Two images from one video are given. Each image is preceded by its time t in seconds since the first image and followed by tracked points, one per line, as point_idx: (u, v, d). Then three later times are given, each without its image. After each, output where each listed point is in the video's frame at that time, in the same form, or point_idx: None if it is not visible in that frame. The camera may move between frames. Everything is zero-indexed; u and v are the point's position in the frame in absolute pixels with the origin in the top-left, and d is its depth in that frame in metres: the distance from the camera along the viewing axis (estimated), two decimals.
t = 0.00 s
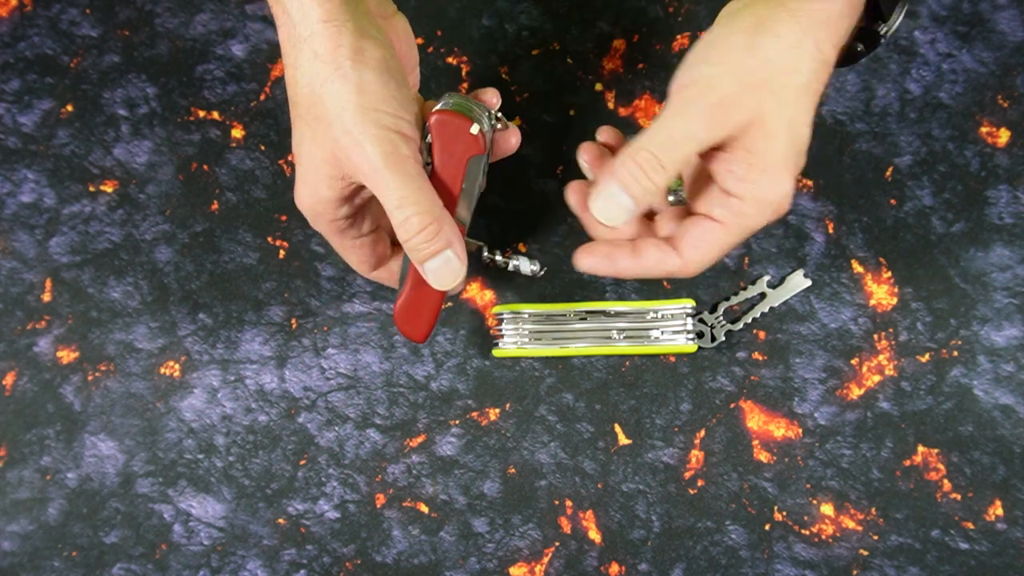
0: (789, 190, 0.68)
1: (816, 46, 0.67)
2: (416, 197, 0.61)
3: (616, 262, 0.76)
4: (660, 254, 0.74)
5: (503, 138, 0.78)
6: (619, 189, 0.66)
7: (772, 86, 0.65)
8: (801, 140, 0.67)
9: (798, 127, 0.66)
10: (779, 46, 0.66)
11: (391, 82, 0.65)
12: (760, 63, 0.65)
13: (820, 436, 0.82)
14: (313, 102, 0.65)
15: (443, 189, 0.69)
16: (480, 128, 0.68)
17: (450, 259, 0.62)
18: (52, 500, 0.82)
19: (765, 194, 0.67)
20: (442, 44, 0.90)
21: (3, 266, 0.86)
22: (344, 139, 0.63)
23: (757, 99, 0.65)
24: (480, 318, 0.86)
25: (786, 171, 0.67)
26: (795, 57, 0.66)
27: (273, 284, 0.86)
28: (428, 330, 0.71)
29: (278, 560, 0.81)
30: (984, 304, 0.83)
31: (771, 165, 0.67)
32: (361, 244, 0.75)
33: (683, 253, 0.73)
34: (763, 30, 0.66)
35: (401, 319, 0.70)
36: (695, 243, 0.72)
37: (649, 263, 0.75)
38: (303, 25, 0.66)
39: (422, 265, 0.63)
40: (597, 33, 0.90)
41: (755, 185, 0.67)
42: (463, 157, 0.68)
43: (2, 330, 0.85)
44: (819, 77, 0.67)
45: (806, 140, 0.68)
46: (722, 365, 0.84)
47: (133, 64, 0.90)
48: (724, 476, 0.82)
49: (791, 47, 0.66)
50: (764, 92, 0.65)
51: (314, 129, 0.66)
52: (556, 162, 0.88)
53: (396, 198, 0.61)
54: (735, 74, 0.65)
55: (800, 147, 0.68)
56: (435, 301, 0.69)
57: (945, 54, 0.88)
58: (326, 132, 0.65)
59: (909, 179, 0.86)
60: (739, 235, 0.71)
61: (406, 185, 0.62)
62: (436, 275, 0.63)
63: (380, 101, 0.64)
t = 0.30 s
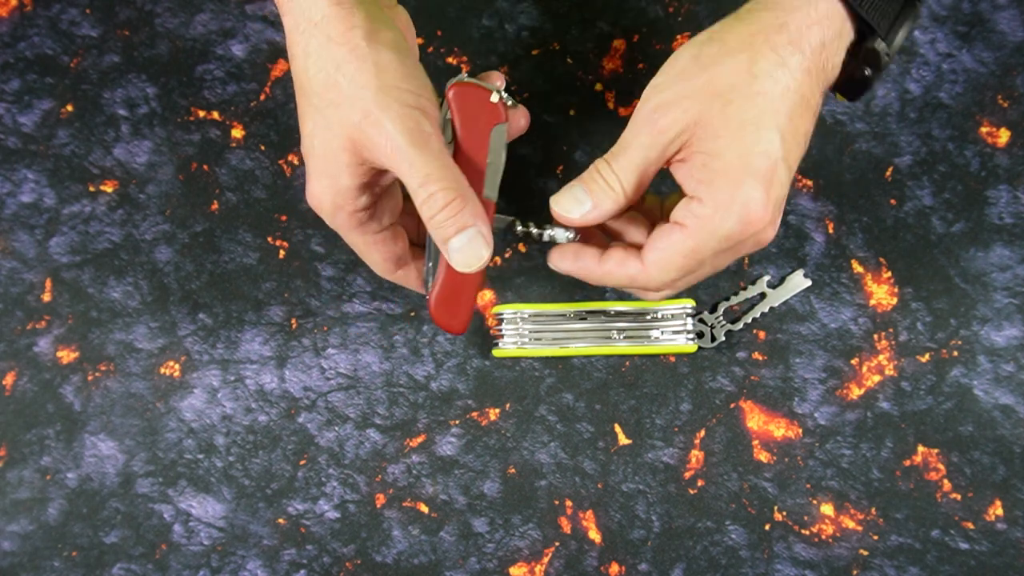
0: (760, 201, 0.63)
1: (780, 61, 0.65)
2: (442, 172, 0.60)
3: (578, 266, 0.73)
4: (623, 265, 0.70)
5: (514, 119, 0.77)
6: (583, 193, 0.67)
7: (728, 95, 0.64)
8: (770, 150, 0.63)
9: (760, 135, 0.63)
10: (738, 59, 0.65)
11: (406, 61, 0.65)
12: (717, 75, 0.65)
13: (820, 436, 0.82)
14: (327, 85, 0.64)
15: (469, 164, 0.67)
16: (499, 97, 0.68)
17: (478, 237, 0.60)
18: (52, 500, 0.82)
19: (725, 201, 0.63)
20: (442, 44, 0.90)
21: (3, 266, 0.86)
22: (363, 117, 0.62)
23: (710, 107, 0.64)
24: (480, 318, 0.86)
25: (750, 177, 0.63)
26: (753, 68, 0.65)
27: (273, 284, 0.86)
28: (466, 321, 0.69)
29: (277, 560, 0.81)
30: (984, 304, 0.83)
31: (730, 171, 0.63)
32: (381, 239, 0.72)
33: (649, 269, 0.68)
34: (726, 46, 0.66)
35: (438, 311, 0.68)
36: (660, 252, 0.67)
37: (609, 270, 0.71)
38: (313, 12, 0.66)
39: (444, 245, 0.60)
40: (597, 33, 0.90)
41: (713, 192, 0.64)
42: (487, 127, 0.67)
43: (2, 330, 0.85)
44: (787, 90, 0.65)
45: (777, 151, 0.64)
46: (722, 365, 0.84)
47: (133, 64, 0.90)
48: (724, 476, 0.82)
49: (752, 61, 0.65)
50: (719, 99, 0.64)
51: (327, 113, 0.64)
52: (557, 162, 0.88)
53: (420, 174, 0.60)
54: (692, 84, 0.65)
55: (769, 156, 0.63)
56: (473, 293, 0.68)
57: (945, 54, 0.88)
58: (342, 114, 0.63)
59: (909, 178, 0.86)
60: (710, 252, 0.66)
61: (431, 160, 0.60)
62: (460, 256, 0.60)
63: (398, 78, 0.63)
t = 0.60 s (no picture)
0: (750, 230, 0.58)
1: (779, 91, 0.62)
2: (448, 179, 0.59)
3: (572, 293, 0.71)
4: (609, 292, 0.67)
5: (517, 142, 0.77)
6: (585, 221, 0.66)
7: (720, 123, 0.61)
8: (763, 180, 0.59)
9: (754, 164, 0.59)
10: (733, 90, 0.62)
11: (408, 66, 0.65)
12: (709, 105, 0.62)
13: (820, 436, 0.82)
14: (326, 90, 0.63)
15: (478, 175, 0.68)
16: (510, 106, 0.69)
17: (487, 247, 0.58)
18: (52, 500, 0.82)
19: (710, 230, 0.59)
20: (442, 44, 0.90)
21: (3, 266, 0.86)
22: (365, 122, 0.61)
23: (699, 135, 0.61)
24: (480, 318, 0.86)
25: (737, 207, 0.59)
26: (748, 97, 0.61)
27: (273, 284, 0.86)
28: (470, 340, 0.72)
29: (278, 560, 0.81)
30: (984, 304, 0.83)
31: (716, 199, 0.59)
32: (376, 260, 0.70)
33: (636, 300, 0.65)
34: (723, 78, 0.63)
35: (442, 330, 0.70)
36: (643, 279, 0.63)
37: (596, 295, 0.68)
38: (312, 13, 0.65)
39: (451, 258, 0.59)
40: (597, 33, 0.90)
41: (698, 221, 0.60)
42: (497, 138, 0.69)
43: (2, 330, 0.85)
44: (786, 119, 0.61)
45: (773, 182, 0.59)
46: (722, 365, 0.84)
47: (133, 63, 0.90)
48: (724, 476, 0.82)
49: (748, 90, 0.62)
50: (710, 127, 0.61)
51: (326, 119, 0.63)
52: (556, 162, 0.88)
53: (426, 181, 0.59)
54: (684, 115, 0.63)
55: (761, 187, 0.59)
56: (478, 312, 0.71)
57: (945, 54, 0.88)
58: (343, 120, 0.62)
59: (909, 179, 0.86)
60: (698, 285, 0.62)
61: (437, 167, 0.59)
62: (466, 268, 0.58)
63: (401, 83, 0.63)
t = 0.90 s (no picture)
0: (824, 270, 0.55)
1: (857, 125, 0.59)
2: (438, 180, 0.59)
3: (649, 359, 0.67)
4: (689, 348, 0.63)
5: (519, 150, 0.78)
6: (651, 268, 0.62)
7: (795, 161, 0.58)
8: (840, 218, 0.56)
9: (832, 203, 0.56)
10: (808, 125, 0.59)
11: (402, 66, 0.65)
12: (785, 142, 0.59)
13: (820, 436, 0.82)
14: (321, 93, 0.64)
15: (473, 172, 0.69)
16: (506, 110, 0.71)
17: (476, 247, 0.58)
18: (53, 500, 0.82)
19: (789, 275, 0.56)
20: (442, 44, 0.90)
21: (4, 266, 0.86)
22: (358, 124, 0.62)
23: (775, 174, 0.58)
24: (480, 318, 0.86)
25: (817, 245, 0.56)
26: (822, 131, 0.59)
27: (273, 284, 0.86)
28: (459, 341, 0.71)
29: (278, 559, 0.81)
30: (984, 304, 0.83)
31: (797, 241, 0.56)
32: (372, 260, 0.71)
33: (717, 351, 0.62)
34: (798, 111, 0.61)
35: (431, 330, 0.70)
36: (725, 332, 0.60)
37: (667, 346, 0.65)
38: (307, 16, 0.66)
39: (440, 258, 0.59)
40: (597, 33, 0.90)
41: (772, 264, 0.57)
42: (492, 137, 0.69)
43: (2, 330, 0.85)
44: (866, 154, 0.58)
45: (852, 220, 0.56)
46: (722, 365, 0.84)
47: (133, 63, 0.90)
48: (724, 476, 0.82)
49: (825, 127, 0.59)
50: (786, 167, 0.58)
51: (321, 122, 0.64)
52: (557, 162, 0.88)
53: (416, 181, 0.59)
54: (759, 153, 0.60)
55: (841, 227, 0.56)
56: (467, 312, 0.70)
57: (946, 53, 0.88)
58: (336, 121, 0.63)
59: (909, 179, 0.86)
60: (779, 334, 0.59)
61: (428, 169, 0.60)
62: (455, 268, 0.58)
63: (394, 84, 0.63)
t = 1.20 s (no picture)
0: (716, 273, 0.68)
1: (790, 143, 0.71)
2: (371, 180, 0.60)
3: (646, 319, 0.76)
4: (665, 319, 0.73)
5: (468, 140, 0.73)
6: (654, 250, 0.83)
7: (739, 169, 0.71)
8: (767, 207, 0.68)
9: (765, 194, 0.68)
10: (756, 130, 0.72)
11: (350, 64, 0.64)
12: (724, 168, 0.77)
13: (820, 436, 0.82)
14: (271, 85, 0.64)
15: (404, 171, 0.66)
16: (442, 106, 0.66)
17: (402, 246, 0.60)
18: (53, 500, 0.82)
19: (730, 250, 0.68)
20: (442, 44, 0.90)
21: (3, 266, 0.86)
22: (301, 119, 0.62)
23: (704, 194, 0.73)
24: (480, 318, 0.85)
25: (745, 213, 0.68)
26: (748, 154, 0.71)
27: (273, 284, 0.86)
28: (386, 332, 0.67)
29: (278, 560, 0.81)
30: (984, 304, 0.83)
31: (732, 211, 0.68)
32: (322, 242, 0.71)
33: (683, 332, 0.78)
34: (754, 136, 0.72)
35: (358, 315, 0.67)
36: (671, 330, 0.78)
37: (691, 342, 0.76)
38: (264, 11, 0.65)
39: (370, 252, 0.61)
40: (596, 33, 0.90)
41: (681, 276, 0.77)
42: (426, 136, 0.66)
43: (2, 330, 0.85)
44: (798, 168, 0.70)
45: (782, 211, 0.68)
46: (722, 365, 0.84)
47: (133, 63, 0.90)
48: (724, 476, 0.82)
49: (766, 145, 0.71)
50: (725, 170, 0.71)
51: (269, 112, 0.64)
52: (556, 162, 0.88)
53: (350, 179, 0.60)
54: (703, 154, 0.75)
55: (771, 211, 0.68)
56: (396, 303, 0.66)
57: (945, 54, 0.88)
58: (282, 114, 0.63)
59: (909, 179, 0.86)
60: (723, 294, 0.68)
61: (362, 167, 0.60)
62: (383, 263, 0.60)
63: (340, 82, 0.63)
